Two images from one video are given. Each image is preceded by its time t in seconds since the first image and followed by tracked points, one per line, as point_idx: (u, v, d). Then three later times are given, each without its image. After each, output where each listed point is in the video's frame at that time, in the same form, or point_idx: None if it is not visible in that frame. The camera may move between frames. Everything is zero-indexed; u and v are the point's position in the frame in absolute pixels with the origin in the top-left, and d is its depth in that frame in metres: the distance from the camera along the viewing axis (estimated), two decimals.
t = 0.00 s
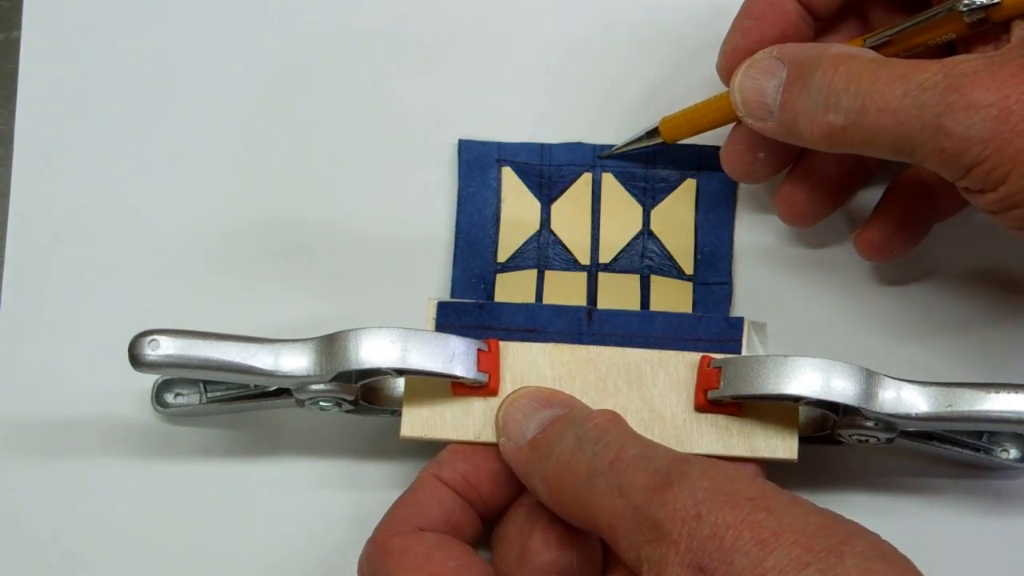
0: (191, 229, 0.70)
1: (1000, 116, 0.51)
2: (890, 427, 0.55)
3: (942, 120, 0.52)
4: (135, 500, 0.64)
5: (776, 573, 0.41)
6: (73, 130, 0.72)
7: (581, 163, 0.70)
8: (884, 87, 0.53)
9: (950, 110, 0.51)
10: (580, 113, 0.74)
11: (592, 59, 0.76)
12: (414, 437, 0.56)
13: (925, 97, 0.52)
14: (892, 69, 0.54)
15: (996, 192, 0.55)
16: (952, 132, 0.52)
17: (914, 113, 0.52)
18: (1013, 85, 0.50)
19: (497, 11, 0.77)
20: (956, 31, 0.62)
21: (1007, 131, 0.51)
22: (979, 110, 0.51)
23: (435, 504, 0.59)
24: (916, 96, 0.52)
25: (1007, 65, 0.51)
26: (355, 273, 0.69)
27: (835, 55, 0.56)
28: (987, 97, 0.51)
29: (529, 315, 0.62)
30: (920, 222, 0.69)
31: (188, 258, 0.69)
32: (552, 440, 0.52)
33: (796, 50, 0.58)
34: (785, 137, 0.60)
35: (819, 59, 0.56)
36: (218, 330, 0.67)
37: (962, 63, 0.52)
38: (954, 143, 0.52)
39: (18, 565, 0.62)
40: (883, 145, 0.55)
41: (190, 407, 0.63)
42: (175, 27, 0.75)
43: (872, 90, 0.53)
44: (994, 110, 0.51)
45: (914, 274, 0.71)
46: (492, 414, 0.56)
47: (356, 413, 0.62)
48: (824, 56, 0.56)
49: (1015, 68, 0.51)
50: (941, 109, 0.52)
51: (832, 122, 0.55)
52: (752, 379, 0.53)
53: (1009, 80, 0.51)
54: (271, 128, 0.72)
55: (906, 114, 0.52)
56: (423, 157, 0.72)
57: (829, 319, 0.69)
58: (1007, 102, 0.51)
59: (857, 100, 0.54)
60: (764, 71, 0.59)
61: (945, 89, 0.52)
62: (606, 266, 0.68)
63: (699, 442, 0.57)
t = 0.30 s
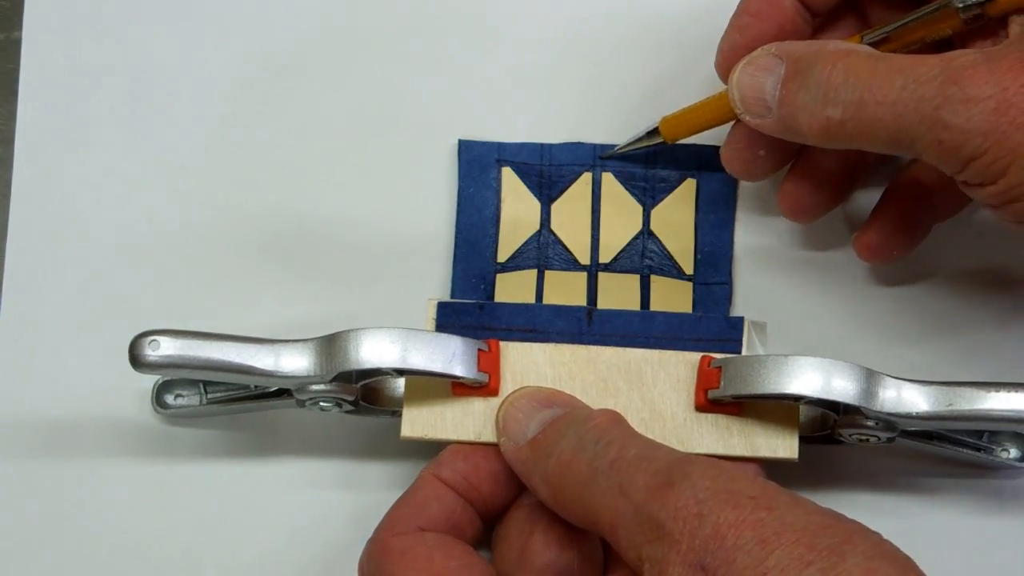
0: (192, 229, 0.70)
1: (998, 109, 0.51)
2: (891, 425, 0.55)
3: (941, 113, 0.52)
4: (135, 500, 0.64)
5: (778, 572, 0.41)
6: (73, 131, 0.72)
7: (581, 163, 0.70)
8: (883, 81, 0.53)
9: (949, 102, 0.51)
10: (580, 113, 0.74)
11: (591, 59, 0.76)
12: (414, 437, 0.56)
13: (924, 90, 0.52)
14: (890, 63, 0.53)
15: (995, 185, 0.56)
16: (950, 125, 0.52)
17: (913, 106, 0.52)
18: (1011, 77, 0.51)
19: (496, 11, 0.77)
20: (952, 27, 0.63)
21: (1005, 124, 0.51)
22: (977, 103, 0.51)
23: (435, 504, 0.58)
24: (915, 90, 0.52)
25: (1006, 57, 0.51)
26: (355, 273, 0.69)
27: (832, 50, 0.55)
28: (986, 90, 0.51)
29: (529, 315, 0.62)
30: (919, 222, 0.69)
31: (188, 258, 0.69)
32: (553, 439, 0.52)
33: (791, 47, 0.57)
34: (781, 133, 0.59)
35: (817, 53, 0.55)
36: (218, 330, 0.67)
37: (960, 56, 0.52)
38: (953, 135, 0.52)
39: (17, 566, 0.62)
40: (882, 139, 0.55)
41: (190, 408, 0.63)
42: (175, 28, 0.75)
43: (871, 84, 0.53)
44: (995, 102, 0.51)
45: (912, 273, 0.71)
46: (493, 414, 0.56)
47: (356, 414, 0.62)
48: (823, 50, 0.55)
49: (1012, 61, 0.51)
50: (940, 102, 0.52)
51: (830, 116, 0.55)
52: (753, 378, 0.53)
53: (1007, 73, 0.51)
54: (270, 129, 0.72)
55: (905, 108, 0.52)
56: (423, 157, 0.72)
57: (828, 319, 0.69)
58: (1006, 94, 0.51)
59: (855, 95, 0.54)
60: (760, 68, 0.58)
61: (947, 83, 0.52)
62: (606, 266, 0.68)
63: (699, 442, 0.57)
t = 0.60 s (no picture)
0: (192, 229, 0.70)
1: (956, 288, 0.40)
2: (890, 423, 0.55)
3: (888, 294, 0.41)
4: (134, 502, 0.63)
5: (782, 569, 0.41)
6: (72, 131, 0.72)
7: (581, 163, 0.70)
8: (827, 223, 0.40)
9: (899, 273, 0.40)
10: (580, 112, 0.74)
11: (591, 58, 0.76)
12: (414, 437, 0.56)
13: (868, 270, 0.40)
14: (831, 219, 0.41)
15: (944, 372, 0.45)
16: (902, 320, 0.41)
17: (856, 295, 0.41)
18: (972, 252, 0.39)
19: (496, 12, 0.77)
20: None
21: (961, 313, 0.40)
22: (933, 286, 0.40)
23: (436, 505, 0.58)
24: (858, 266, 0.40)
25: (988, 191, 0.40)
26: (354, 274, 0.69)
27: (766, 197, 0.41)
28: (940, 268, 0.40)
29: (529, 315, 0.62)
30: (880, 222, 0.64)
31: (187, 258, 0.69)
32: (553, 438, 0.52)
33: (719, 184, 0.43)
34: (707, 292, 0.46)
35: (743, 200, 0.41)
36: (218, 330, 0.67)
37: (900, 215, 0.41)
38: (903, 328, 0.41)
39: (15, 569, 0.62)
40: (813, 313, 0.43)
41: (189, 409, 0.63)
42: (176, 29, 0.75)
43: (803, 255, 0.41)
44: (951, 284, 0.40)
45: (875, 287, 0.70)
46: (493, 414, 0.56)
47: (356, 414, 0.62)
48: (746, 197, 0.41)
49: (965, 225, 0.40)
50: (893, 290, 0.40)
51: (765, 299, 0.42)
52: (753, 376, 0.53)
53: (967, 255, 0.39)
54: (270, 128, 0.72)
55: (850, 284, 0.41)
56: (423, 157, 0.72)
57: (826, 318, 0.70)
58: (964, 279, 0.40)
59: (794, 274, 0.41)
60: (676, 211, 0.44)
61: (892, 255, 0.40)
62: (606, 266, 0.67)
63: (701, 441, 0.57)
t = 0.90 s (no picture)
0: (191, 229, 0.70)
1: (919, 329, 0.41)
2: (889, 424, 0.55)
3: (850, 330, 0.42)
4: (134, 503, 0.63)
5: (781, 570, 0.41)
6: (71, 131, 0.71)
7: (579, 164, 0.70)
8: (794, 260, 0.42)
9: (862, 312, 0.41)
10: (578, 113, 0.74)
11: (590, 59, 0.76)
12: (413, 439, 0.56)
13: (832, 303, 0.42)
14: (798, 253, 0.43)
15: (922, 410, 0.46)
16: (866, 348, 0.42)
17: (820, 326, 0.42)
18: (935, 289, 0.41)
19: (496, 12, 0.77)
20: None
21: (925, 349, 0.41)
22: (897, 322, 0.41)
23: (435, 506, 0.58)
24: (822, 300, 0.42)
25: (953, 232, 0.42)
26: (354, 273, 0.69)
27: (734, 234, 0.45)
28: (904, 305, 0.41)
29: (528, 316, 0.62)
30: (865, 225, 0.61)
31: (186, 259, 0.69)
32: (552, 440, 0.52)
33: (692, 224, 0.47)
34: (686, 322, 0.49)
35: (714, 233, 0.45)
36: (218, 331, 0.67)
37: (865, 254, 0.42)
38: (869, 360, 0.42)
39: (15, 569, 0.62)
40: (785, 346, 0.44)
41: (189, 410, 0.63)
42: (175, 28, 0.75)
43: (768, 291, 0.43)
44: (913, 322, 0.41)
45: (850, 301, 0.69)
46: (492, 415, 0.56)
47: (355, 415, 0.62)
48: (717, 232, 0.45)
49: (928, 263, 0.41)
50: (854, 320, 0.42)
51: (734, 324, 0.45)
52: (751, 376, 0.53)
53: (929, 287, 0.41)
54: (270, 129, 0.72)
55: (814, 317, 0.42)
56: (422, 157, 0.72)
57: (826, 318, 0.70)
58: (928, 315, 0.41)
59: (760, 306, 0.43)
60: (650, 249, 0.48)
61: (856, 295, 0.41)
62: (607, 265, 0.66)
63: (700, 442, 0.56)
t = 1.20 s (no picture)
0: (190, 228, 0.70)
1: (912, 347, 0.41)
2: (889, 425, 0.55)
3: (844, 352, 0.42)
4: (133, 501, 0.63)
5: (780, 571, 0.41)
6: (71, 130, 0.72)
7: (579, 164, 0.70)
8: (784, 284, 0.43)
9: (857, 333, 0.41)
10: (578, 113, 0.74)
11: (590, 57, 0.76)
12: (413, 439, 0.56)
13: (826, 326, 0.42)
14: (787, 277, 0.43)
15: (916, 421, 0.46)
16: (861, 367, 0.42)
17: (815, 349, 0.43)
18: (926, 306, 0.41)
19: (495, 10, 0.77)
20: None
21: (921, 366, 0.41)
22: (890, 342, 0.41)
23: (435, 506, 0.58)
24: (815, 323, 0.42)
25: (942, 247, 0.41)
26: (354, 273, 0.69)
27: (724, 260, 0.45)
28: (895, 325, 0.41)
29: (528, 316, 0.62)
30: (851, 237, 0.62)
31: (186, 257, 0.69)
32: (551, 441, 0.52)
33: (682, 250, 0.48)
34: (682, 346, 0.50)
35: (703, 260, 0.46)
36: (217, 330, 0.67)
37: (857, 274, 0.42)
38: (865, 378, 0.42)
39: (15, 567, 0.62)
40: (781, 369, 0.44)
41: (188, 409, 0.63)
42: (175, 27, 0.75)
43: (761, 317, 0.43)
44: (906, 341, 0.41)
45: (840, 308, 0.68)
46: (492, 415, 0.56)
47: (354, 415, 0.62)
48: (706, 258, 0.46)
49: (919, 281, 0.41)
50: (847, 341, 0.42)
51: (728, 349, 0.45)
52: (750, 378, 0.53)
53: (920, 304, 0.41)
54: (270, 127, 0.72)
55: (808, 340, 0.42)
56: (422, 156, 0.72)
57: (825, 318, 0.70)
58: (920, 332, 0.41)
59: (753, 331, 0.43)
60: (640, 276, 0.49)
61: (848, 318, 0.41)
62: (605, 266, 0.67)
63: (699, 443, 0.57)
